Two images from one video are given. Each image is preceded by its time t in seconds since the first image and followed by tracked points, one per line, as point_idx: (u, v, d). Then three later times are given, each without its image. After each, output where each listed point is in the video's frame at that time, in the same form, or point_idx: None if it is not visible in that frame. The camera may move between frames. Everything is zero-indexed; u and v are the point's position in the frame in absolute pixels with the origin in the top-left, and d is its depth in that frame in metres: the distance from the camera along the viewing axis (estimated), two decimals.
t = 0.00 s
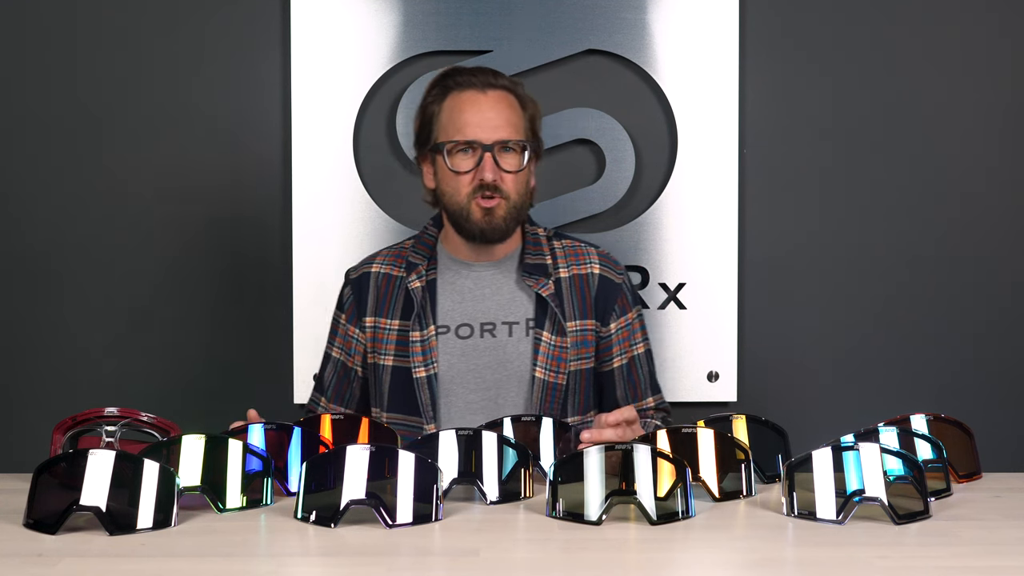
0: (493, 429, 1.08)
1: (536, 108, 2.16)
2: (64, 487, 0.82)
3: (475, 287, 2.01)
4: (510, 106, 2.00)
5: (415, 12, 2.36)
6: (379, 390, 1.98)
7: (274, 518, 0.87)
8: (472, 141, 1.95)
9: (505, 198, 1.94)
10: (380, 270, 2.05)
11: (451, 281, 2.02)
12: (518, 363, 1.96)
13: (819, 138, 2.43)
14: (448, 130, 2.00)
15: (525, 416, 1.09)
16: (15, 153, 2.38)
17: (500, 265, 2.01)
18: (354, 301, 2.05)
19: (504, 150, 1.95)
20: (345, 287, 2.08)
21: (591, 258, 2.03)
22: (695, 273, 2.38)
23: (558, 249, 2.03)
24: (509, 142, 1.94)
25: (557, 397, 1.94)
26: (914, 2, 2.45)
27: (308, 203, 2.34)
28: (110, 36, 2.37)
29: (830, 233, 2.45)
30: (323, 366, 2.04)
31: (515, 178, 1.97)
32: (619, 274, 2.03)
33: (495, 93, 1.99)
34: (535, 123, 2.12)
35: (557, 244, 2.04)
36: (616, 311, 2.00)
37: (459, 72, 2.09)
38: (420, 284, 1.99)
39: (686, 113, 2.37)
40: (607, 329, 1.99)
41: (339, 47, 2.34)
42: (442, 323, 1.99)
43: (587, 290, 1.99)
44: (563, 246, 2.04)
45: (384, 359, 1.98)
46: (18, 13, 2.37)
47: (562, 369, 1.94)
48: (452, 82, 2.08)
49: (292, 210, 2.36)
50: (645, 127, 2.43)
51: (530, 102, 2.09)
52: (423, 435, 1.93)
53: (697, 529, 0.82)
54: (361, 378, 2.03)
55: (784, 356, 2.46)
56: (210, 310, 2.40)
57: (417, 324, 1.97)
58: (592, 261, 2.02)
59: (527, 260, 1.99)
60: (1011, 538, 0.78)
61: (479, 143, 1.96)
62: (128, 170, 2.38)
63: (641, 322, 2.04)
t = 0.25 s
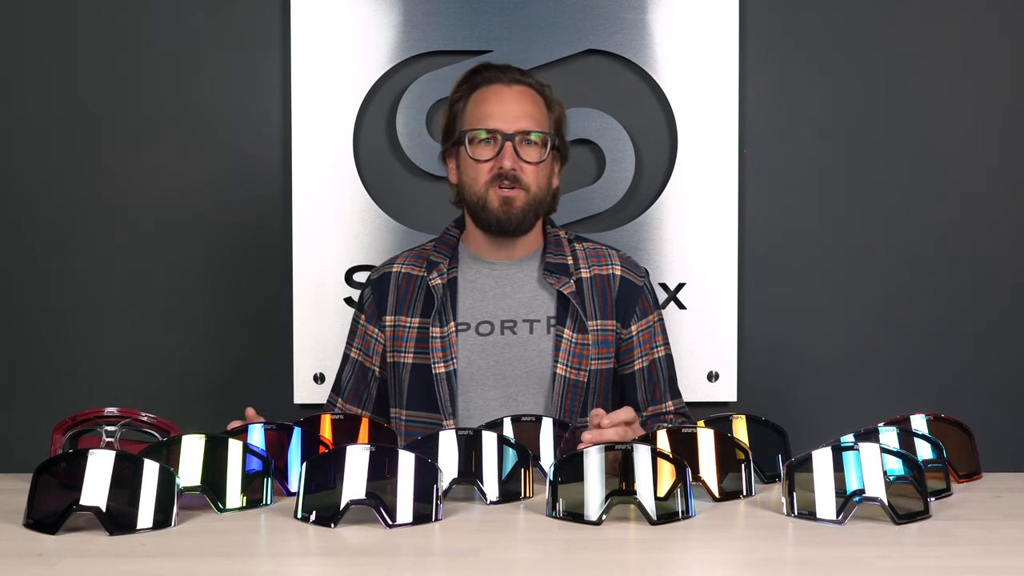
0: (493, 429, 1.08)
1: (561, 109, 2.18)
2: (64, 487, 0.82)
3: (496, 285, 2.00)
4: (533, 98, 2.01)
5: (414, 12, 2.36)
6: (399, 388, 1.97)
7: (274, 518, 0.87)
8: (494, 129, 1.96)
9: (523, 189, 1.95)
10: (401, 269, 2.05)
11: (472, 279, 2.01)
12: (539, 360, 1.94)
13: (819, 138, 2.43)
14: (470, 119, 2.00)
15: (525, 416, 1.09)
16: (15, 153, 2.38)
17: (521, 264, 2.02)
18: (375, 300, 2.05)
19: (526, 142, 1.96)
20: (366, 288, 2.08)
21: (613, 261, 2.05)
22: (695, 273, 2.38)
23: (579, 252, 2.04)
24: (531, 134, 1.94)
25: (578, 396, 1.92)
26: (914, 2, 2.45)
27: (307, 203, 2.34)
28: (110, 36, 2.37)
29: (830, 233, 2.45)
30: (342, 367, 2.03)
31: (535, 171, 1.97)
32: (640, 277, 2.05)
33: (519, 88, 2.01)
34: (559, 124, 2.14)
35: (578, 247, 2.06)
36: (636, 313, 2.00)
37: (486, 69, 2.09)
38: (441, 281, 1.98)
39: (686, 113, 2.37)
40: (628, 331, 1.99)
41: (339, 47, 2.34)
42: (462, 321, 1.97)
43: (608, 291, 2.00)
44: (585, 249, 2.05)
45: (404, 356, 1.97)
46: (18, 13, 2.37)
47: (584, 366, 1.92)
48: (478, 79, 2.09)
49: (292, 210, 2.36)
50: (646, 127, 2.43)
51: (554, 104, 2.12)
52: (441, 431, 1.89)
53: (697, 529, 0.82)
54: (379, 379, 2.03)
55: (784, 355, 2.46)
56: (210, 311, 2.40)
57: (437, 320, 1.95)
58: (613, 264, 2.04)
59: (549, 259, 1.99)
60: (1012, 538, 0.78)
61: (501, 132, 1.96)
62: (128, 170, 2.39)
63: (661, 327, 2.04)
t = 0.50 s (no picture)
0: (493, 428, 1.08)
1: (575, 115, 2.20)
2: (64, 487, 0.82)
3: (504, 285, 2.00)
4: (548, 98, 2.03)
5: (414, 12, 2.36)
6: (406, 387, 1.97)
7: (274, 518, 0.87)
8: (510, 125, 1.97)
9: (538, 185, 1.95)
10: (409, 270, 2.06)
11: (480, 279, 2.02)
12: (546, 359, 1.93)
13: (819, 138, 2.43)
14: (487, 116, 2.02)
15: (526, 416, 1.09)
16: (15, 152, 2.38)
17: (529, 265, 2.03)
18: (382, 300, 2.06)
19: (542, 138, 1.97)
20: (374, 289, 2.09)
21: (621, 266, 2.05)
22: (695, 273, 2.38)
23: (588, 256, 2.05)
24: (547, 132, 1.95)
25: (584, 397, 1.91)
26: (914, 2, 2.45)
27: (307, 203, 2.34)
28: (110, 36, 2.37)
29: (830, 233, 2.45)
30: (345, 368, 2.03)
31: (550, 169, 1.98)
32: (648, 284, 2.05)
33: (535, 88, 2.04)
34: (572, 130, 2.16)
35: (587, 252, 2.06)
36: (644, 318, 2.00)
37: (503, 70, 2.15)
38: (449, 280, 1.99)
39: (686, 113, 2.37)
40: (636, 335, 1.99)
41: (339, 47, 2.34)
42: (469, 319, 1.97)
43: (617, 294, 2.00)
44: (593, 254, 2.06)
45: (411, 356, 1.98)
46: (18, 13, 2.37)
47: (592, 366, 1.92)
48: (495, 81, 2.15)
49: (292, 210, 2.36)
50: (647, 127, 2.43)
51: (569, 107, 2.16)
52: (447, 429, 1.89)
53: (697, 529, 0.82)
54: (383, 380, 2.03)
55: (784, 355, 2.46)
56: (211, 311, 2.40)
57: (444, 318, 1.96)
58: (622, 269, 2.04)
59: (558, 261, 1.99)
60: (1012, 538, 0.78)
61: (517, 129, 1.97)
62: (128, 170, 2.38)
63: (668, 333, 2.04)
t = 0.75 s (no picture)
0: (493, 428, 1.08)
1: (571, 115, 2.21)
2: (63, 487, 0.82)
3: (504, 285, 2.00)
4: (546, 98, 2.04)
5: (414, 12, 2.36)
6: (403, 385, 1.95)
7: (274, 518, 0.87)
8: (508, 125, 1.98)
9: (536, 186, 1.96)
10: (408, 269, 2.05)
11: (480, 279, 2.02)
12: (546, 360, 1.93)
13: (819, 137, 2.43)
14: (484, 118, 2.03)
15: (525, 416, 1.09)
16: (15, 152, 2.38)
17: (530, 265, 2.03)
18: (380, 298, 2.04)
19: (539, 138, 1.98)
20: (371, 286, 2.06)
21: (621, 267, 2.05)
22: (695, 273, 2.38)
23: (588, 256, 2.04)
24: (545, 131, 1.96)
25: (584, 397, 1.91)
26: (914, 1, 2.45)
27: (307, 203, 2.34)
28: (110, 36, 2.37)
29: (830, 233, 2.45)
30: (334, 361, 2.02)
31: (548, 169, 1.99)
32: (648, 285, 2.05)
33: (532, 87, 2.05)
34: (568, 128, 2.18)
35: (587, 252, 2.06)
36: (644, 319, 2.01)
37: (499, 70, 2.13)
38: (449, 280, 1.99)
39: (686, 113, 2.37)
40: (635, 336, 2.00)
41: (340, 46, 2.34)
42: (468, 319, 1.98)
43: (617, 295, 2.00)
44: (593, 254, 2.06)
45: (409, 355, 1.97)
46: (18, 13, 2.37)
47: (592, 366, 1.92)
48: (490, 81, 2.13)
49: (292, 210, 2.36)
50: (646, 127, 2.43)
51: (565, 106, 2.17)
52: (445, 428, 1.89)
53: (697, 529, 0.82)
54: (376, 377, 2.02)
55: (784, 355, 2.46)
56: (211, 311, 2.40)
57: (443, 317, 1.96)
58: (622, 270, 2.04)
59: (558, 261, 1.99)
60: (1011, 538, 0.78)
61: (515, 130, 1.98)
62: (128, 170, 2.38)
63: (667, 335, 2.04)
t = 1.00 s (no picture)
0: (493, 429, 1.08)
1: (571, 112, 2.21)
2: (63, 487, 0.82)
3: (499, 281, 2.01)
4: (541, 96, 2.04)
5: (415, 12, 2.36)
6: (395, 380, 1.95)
7: (274, 518, 0.87)
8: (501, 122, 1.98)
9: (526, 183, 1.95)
10: (403, 262, 2.03)
11: (475, 275, 2.02)
12: (540, 358, 1.93)
13: (819, 137, 2.43)
14: (478, 115, 2.03)
15: (526, 416, 1.09)
16: (15, 152, 2.38)
17: (525, 261, 2.03)
18: (373, 289, 2.02)
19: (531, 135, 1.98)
20: (364, 277, 2.04)
21: (617, 265, 2.05)
22: (695, 273, 2.38)
23: (584, 253, 2.04)
24: (538, 128, 1.96)
25: (578, 396, 1.91)
26: (914, 2, 2.45)
27: (307, 203, 2.34)
28: (110, 36, 2.37)
29: (830, 233, 2.45)
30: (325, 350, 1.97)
31: (540, 166, 1.98)
32: (644, 282, 2.05)
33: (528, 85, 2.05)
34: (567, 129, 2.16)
35: (583, 250, 2.06)
36: (639, 318, 2.00)
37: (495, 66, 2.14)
38: (445, 275, 1.98)
39: (686, 113, 2.37)
40: (630, 335, 1.99)
41: (340, 46, 2.34)
42: (464, 316, 1.97)
43: (612, 294, 2.00)
44: (589, 252, 2.05)
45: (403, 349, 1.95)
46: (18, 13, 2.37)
47: (586, 366, 1.92)
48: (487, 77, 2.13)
49: (292, 210, 2.36)
50: (646, 127, 2.43)
51: (564, 105, 2.16)
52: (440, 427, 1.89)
53: (697, 529, 0.82)
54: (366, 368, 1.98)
55: (784, 355, 2.46)
56: (211, 310, 2.40)
57: (439, 313, 1.94)
58: (618, 268, 2.04)
59: (554, 259, 2.00)
60: (1012, 538, 0.78)
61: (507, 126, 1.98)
62: (128, 170, 2.38)
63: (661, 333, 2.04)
